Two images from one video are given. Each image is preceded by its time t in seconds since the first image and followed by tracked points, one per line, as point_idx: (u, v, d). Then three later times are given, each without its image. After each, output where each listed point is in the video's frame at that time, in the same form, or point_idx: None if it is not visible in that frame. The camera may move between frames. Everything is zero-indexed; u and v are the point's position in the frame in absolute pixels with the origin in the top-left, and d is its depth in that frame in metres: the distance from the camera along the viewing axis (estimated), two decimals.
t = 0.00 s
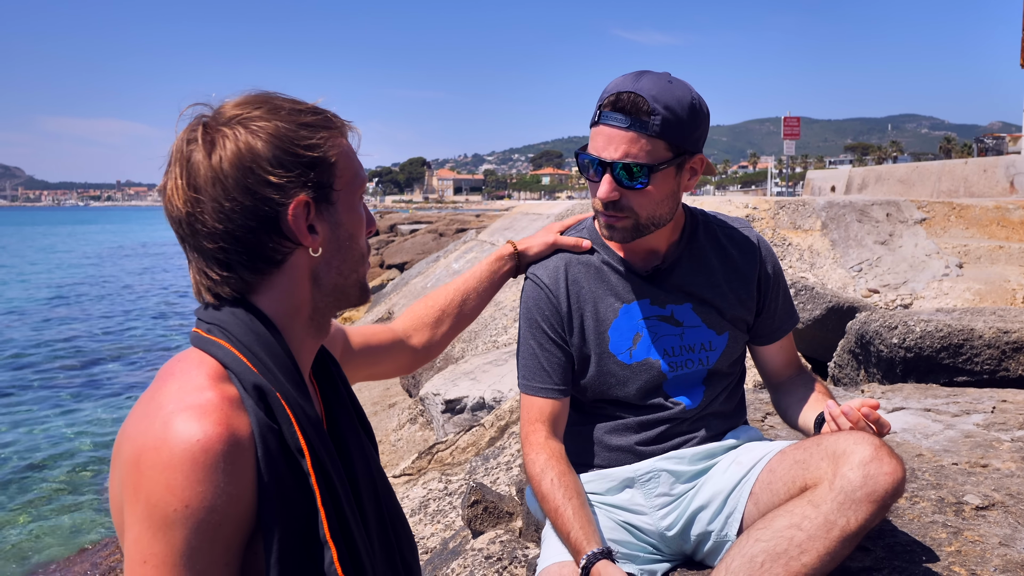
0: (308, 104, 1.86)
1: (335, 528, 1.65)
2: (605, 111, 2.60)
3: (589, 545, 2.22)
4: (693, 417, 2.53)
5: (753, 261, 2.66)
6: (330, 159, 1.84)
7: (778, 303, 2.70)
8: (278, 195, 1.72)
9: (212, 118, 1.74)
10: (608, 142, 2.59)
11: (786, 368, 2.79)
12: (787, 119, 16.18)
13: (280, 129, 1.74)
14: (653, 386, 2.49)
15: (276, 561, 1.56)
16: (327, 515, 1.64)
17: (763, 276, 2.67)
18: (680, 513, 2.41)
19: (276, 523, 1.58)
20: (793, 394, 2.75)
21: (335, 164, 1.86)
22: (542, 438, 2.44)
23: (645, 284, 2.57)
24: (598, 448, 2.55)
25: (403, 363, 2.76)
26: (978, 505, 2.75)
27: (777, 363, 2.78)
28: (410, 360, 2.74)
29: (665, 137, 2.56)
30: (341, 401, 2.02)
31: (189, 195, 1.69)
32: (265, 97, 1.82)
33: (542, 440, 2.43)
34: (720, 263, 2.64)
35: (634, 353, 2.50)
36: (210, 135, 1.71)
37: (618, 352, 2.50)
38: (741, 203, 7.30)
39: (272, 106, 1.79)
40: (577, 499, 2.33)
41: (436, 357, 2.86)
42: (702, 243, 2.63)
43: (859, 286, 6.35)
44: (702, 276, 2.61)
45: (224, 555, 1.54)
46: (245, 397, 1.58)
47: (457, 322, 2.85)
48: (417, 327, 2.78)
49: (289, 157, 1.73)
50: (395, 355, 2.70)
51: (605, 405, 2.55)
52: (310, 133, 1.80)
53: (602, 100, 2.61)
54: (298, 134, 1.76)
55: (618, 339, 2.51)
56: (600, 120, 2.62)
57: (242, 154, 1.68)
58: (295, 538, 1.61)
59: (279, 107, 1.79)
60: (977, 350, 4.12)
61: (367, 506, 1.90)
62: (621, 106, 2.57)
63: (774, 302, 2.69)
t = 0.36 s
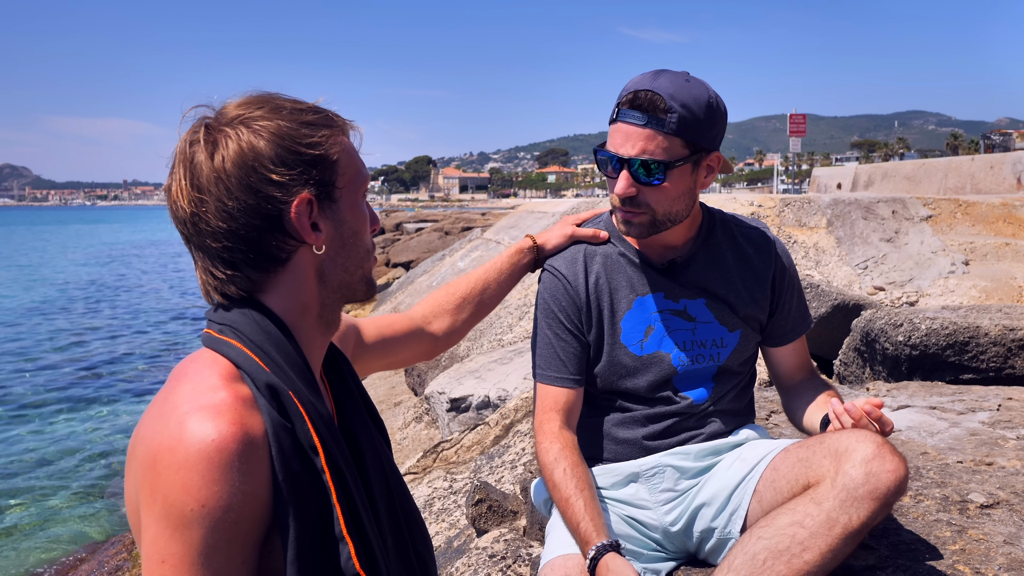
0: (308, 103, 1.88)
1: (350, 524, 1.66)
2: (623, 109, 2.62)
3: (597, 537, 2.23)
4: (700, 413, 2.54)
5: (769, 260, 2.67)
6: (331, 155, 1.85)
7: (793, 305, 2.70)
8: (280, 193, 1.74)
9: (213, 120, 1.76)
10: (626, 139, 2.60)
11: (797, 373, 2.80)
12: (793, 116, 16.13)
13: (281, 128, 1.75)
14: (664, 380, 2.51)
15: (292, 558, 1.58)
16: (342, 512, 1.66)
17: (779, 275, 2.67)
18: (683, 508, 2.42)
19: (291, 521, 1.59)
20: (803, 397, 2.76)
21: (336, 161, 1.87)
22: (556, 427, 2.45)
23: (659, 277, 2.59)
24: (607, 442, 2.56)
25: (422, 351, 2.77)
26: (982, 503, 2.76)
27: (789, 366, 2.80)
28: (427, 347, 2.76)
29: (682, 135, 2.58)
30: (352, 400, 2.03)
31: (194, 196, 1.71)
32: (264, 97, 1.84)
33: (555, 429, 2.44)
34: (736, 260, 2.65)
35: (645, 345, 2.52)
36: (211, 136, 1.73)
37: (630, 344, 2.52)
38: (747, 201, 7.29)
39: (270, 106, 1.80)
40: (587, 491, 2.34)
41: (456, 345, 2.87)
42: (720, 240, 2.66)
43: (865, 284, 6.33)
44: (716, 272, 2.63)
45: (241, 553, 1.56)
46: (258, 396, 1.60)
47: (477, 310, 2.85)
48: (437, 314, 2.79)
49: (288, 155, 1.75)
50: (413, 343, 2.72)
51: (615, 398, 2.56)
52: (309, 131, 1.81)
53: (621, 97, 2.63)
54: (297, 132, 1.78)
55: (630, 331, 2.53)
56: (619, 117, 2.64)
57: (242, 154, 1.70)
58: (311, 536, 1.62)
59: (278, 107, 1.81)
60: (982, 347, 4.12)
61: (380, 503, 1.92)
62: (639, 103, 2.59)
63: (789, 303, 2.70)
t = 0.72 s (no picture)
0: (312, 104, 1.88)
1: (354, 526, 1.67)
2: (632, 111, 2.62)
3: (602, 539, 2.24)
4: (707, 413, 2.54)
5: (778, 259, 2.66)
6: (336, 157, 1.86)
7: (802, 305, 2.70)
8: (285, 195, 1.74)
9: (218, 122, 1.77)
10: (637, 140, 2.60)
11: (806, 374, 2.79)
12: (800, 115, 16.09)
13: (285, 129, 1.76)
14: (671, 379, 2.51)
15: (296, 560, 1.59)
16: (346, 514, 1.66)
17: (788, 274, 2.67)
18: (689, 509, 2.42)
19: (295, 523, 1.60)
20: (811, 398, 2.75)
21: (341, 163, 1.87)
22: (563, 427, 2.45)
23: (667, 276, 2.59)
24: (615, 442, 2.56)
25: (428, 354, 2.78)
26: (990, 504, 2.75)
27: (798, 367, 2.79)
28: (434, 351, 2.76)
29: (691, 136, 2.58)
30: (358, 400, 2.04)
31: (198, 199, 1.72)
32: (269, 98, 1.85)
33: (562, 429, 2.45)
34: (744, 258, 2.65)
35: (653, 344, 2.52)
36: (216, 138, 1.73)
37: (637, 343, 2.53)
38: (754, 199, 7.28)
39: (275, 107, 1.81)
40: (594, 492, 2.34)
41: (462, 348, 2.88)
42: (728, 239, 2.65)
43: (872, 283, 6.31)
44: (725, 270, 2.63)
45: (245, 554, 1.57)
46: (263, 398, 1.61)
47: (482, 314, 2.86)
48: (443, 317, 2.80)
49: (293, 157, 1.75)
50: (419, 346, 2.72)
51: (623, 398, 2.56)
52: (313, 132, 1.81)
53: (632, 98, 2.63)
54: (301, 134, 1.78)
55: (637, 330, 2.54)
56: (627, 119, 2.64)
57: (246, 156, 1.71)
58: (314, 538, 1.63)
59: (283, 108, 1.81)
60: (990, 347, 4.10)
61: (385, 504, 1.92)
62: (648, 105, 2.59)
63: (798, 303, 2.70)
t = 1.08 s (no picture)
0: (315, 100, 1.87)
1: (353, 525, 1.67)
2: (627, 108, 2.59)
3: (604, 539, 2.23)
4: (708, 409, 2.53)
5: (779, 255, 2.65)
6: (337, 154, 1.85)
7: (802, 301, 2.69)
8: (285, 193, 1.74)
9: (219, 116, 1.76)
10: (634, 137, 2.57)
11: (810, 368, 2.78)
12: (805, 111, 16.04)
13: (288, 125, 1.75)
14: (671, 375, 2.50)
15: (294, 559, 1.59)
16: (345, 513, 1.66)
17: (789, 269, 2.66)
18: (692, 507, 2.41)
19: (293, 522, 1.60)
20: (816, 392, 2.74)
21: (342, 160, 1.87)
22: (563, 425, 2.45)
23: (667, 271, 2.58)
24: (616, 439, 2.56)
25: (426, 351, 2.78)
26: (994, 502, 2.74)
27: (801, 361, 2.77)
28: (431, 347, 2.76)
29: (689, 132, 2.56)
30: (358, 397, 2.04)
31: (198, 193, 1.71)
32: (271, 93, 1.84)
33: (563, 427, 2.45)
34: (744, 253, 2.64)
35: (652, 340, 2.52)
36: (217, 133, 1.72)
37: (636, 339, 2.53)
38: (758, 196, 7.25)
39: (278, 102, 1.80)
40: (595, 490, 2.34)
41: (460, 344, 2.87)
42: (727, 233, 2.64)
43: (877, 280, 6.29)
44: (725, 265, 2.61)
45: (243, 554, 1.56)
46: (261, 397, 1.60)
47: (481, 310, 2.85)
48: (441, 314, 2.79)
49: (294, 154, 1.75)
50: (417, 343, 2.72)
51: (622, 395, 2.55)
52: (316, 128, 1.81)
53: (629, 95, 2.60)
54: (304, 130, 1.78)
55: (636, 327, 2.53)
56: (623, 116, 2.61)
57: (247, 152, 1.70)
58: (313, 537, 1.63)
59: (285, 104, 1.80)
60: (995, 344, 4.08)
61: (385, 502, 1.92)
62: (644, 102, 2.56)
63: (800, 298, 2.69)
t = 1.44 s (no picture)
0: (319, 96, 1.84)
1: (359, 522, 1.64)
2: (696, 139, 2.41)
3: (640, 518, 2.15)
4: (710, 403, 2.50)
5: (771, 231, 2.64)
6: (341, 150, 1.82)
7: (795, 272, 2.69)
8: (288, 189, 1.71)
9: (222, 110, 1.73)
10: (705, 167, 2.42)
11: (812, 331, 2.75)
12: (806, 106, 15.99)
13: (290, 121, 1.72)
14: (670, 369, 2.49)
15: (300, 557, 1.57)
16: (351, 510, 1.64)
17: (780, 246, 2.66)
18: (695, 502, 2.39)
19: (299, 519, 1.57)
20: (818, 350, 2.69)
21: (346, 156, 1.84)
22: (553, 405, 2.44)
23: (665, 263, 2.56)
24: (615, 433, 2.53)
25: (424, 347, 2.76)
26: (1001, 499, 2.71)
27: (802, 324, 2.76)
28: (429, 344, 2.74)
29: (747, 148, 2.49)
30: (362, 391, 2.02)
31: (199, 188, 1.69)
32: (274, 88, 1.81)
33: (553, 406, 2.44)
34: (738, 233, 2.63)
35: (650, 334, 2.50)
36: (220, 128, 1.70)
37: (635, 333, 2.51)
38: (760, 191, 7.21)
39: (281, 97, 1.77)
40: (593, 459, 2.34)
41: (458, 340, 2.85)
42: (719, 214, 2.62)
43: (879, 275, 6.25)
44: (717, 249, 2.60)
45: (250, 551, 1.54)
46: (265, 393, 1.58)
47: (479, 306, 2.83)
48: (439, 310, 2.77)
49: (298, 150, 1.72)
50: (415, 340, 2.70)
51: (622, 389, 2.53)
52: (319, 124, 1.78)
53: (684, 128, 2.41)
54: (307, 126, 1.75)
55: (634, 320, 2.52)
56: (691, 149, 2.42)
57: (249, 147, 1.67)
58: (319, 534, 1.60)
59: (289, 98, 1.78)
60: (999, 339, 4.03)
61: (390, 498, 1.90)
62: (717, 129, 2.40)
63: (794, 268, 2.69)
